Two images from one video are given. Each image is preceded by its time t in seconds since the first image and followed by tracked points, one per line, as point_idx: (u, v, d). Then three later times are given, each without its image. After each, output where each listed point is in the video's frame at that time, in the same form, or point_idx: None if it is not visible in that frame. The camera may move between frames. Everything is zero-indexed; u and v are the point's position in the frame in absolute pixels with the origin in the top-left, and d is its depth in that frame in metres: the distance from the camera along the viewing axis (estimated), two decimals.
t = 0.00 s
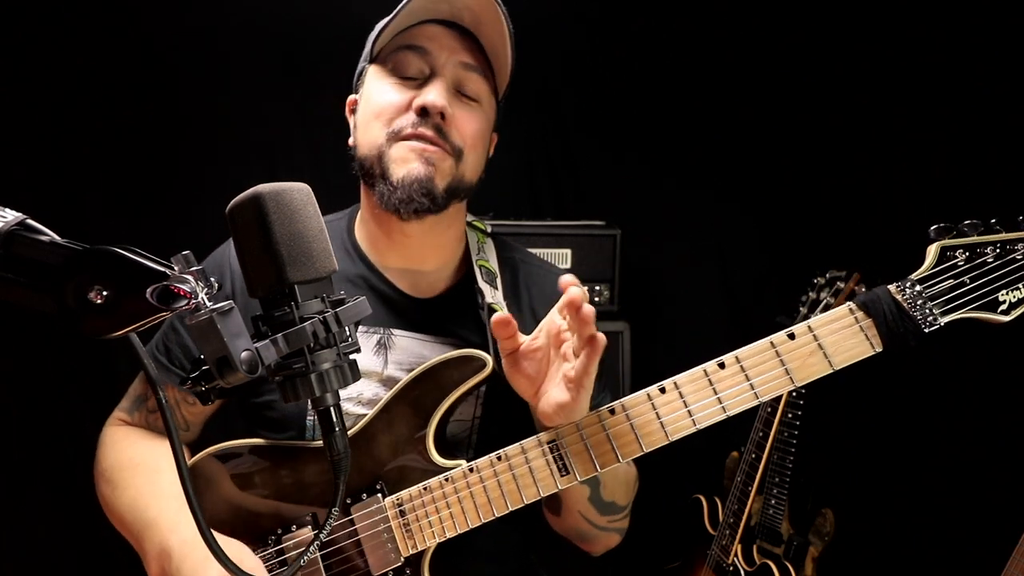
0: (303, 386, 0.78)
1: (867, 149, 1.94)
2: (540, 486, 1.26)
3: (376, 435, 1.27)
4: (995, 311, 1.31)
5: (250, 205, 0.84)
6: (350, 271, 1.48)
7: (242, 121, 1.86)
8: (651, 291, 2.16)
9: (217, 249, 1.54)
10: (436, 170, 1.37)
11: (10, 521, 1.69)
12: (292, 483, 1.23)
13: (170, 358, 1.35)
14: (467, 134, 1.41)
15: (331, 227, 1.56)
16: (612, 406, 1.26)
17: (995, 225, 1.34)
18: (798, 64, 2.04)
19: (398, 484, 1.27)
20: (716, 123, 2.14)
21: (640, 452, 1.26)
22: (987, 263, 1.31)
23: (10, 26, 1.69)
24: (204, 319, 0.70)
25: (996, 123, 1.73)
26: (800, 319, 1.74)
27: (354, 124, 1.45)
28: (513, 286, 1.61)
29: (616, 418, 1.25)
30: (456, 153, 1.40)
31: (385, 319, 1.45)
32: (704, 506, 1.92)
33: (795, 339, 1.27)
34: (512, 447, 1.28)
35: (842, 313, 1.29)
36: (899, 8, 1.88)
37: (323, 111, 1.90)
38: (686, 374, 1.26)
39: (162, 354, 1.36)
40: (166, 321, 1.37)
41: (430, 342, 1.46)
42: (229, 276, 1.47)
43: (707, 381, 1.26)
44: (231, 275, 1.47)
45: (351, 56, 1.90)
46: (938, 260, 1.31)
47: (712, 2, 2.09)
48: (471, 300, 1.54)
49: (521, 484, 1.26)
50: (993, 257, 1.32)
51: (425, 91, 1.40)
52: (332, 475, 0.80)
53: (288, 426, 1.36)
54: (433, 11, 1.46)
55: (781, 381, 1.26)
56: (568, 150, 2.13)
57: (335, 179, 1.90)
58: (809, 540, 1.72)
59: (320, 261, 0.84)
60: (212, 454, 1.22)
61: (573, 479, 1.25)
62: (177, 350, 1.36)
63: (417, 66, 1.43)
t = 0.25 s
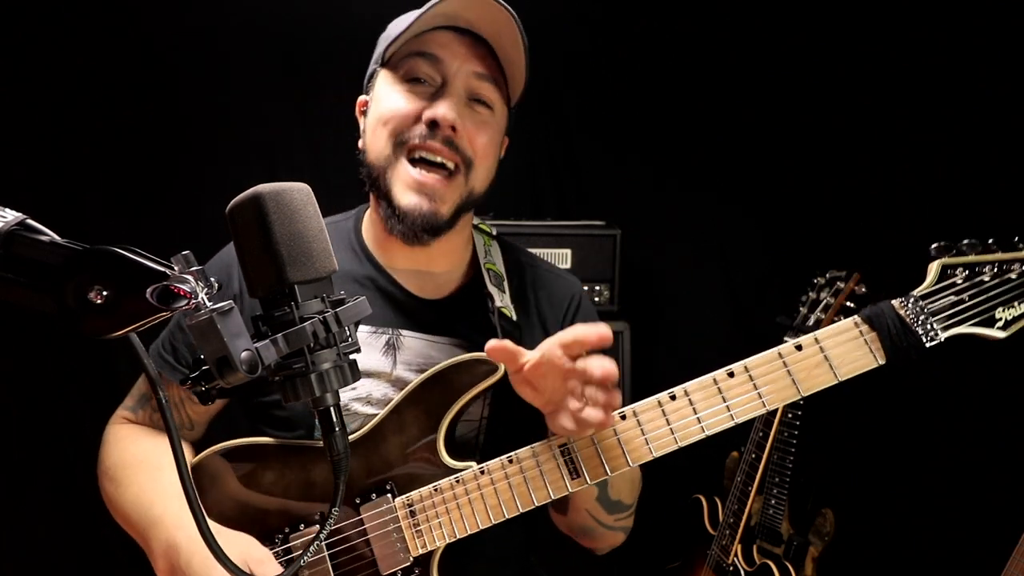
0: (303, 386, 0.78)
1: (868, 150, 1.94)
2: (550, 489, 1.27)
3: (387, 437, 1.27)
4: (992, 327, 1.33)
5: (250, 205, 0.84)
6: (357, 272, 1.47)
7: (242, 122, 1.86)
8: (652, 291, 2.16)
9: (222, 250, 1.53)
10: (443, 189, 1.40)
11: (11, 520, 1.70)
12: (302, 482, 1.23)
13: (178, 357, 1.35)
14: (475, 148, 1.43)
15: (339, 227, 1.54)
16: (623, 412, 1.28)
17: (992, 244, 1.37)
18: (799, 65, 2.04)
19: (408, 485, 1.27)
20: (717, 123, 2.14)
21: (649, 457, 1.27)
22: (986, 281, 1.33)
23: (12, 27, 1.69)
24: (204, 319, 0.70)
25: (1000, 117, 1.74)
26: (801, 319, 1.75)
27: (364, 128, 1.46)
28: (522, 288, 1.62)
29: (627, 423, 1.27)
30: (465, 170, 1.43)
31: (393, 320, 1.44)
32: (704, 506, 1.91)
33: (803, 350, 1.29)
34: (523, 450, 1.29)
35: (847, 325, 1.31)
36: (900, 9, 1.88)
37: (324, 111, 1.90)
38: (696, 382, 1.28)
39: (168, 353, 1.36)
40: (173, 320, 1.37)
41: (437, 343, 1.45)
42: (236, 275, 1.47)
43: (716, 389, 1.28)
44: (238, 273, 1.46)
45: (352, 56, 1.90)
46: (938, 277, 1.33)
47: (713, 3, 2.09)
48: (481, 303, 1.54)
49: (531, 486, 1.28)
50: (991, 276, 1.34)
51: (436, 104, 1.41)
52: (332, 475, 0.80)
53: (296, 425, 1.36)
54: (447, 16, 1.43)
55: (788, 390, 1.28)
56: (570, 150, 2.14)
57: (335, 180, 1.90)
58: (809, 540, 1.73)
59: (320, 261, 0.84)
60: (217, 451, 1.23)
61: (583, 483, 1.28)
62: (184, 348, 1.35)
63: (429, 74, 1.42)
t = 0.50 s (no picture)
0: (303, 386, 0.78)
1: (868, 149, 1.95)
2: (559, 497, 1.28)
3: (395, 441, 1.27)
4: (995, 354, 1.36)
5: (250, 206, 0.84)
6: (363, 277, 1.47)
7: (242, 122, 1.86)
8: (652, 291, 2.16)
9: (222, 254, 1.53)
10: (450, 204, 1.40)
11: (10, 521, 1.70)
12: (306, 482, 1.24)
13: (180, 362, 1.35)
14: (482, 166, 1.43)
15: (344, 230, 1.54)
16: (633, 423, 1.29)
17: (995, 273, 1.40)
18: (798, 65, 2.04)
19: (415, 489, 1.27)
20: (717, 123, 2.14)
21: (657, 469, 1.29)
22: (989, 309, 1.36)
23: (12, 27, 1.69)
24: (204, 319, 0.70)
25: (1000, 118, 1.74)
26: (801, 319, 1.75)
27: (371, 139, 1.46)
28: (529, 293, 1.63)
29: (637, 435, 1.28)
30: (472, 186, 1.42)
31: (398, 326, 1.44)
32: (704, 506, 1.91)
33: (811, 369, 1.32)
34: (532, 458, 1.30)
35: (855, 347, 1.34)
36: (899, 9, 1.88)
37: (324, 112, 1.90)
38: (705, 397, 1.30)
39: (171, 358, 1.36)
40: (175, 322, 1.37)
41: (443, 348, 1.45)
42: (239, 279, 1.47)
43: (725, 405, 1.30)
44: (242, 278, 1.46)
45: (352, 56, 1.91)
46: (943, 303, 1.36)
47: (713, 3, 2.09)
48: (489, 308, 1.53)
49: (539, 494, 1.28)
50: (994, 304, 1.37)
51: (443, 119, 1.40)
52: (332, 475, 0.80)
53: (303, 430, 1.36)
54: (458, 32, 1.42)
55: (795, 408, 1.31)
56: (570, 150, 2.13)
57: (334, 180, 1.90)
58: (809, 540, 1.73)
59: (320, 261, 0.84)
60: (219, 450, 1.23)
61: (591, 492, 1.29)
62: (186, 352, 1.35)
63: (438, 90, 1.42)
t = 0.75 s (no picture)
0: (303, 386, 0.78)
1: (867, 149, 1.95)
2: (562, 502, 1.28)
3: (399, 442, 1.27)
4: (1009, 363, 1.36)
5: (250, 205, 0.84)
6: (367, 278, 1.46)
7: (242, 122, 1.86)
8: (651, 292, 2.16)
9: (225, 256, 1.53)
10: (452, 204, 1.40)
11: (10, 521, 1.69)
12: (310, 482, 1.24)
13: (184, 361, 1.34)
14: (485, 165, 1.43)
15: (350, 230, 1.54)
16: (638, 429, 1.28)
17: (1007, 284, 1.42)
18: (798, 65, 2.04)
19: (418, 491, 1.27)
20: (717, 123, 2.14)
21: (662, 476, 1.28)
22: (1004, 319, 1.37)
23: (11, 26, 1.68)
24: (204, 319, 0.70)
25: (998, 125, 1.72)
26: (800, 319, 1.75)
27: (374, 139, 1.46)
28: (533, 295, 1.63)
29: (642, 441, 1.28)
30: (474, 185, 1.42)
31: (402, 327, 1.44)
32: (704, 506, 1.91)
33: (820, 379, 1.32)
34: (535, 462, 1.30)
35: (865, 357, 1.35)
36: (899, 9, 1.88)
37: (325, 112, 1.90)
38: (713, 404, 1.30)
39: (176, 356, 1.36)
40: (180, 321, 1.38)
41: (447, 350, 1.44)
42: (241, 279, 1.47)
43: (733, 412, 1.30)
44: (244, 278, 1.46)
45: (352, 56, 1.91)
46: (957, 314, 1.38)
47: (713, 3, 2.09)
48: (495, 310, 1.53)
49: (543, 498, 1.28)
50: (1008, 316, 1.37)
51: (445, 119, 1.40)
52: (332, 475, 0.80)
53: (304, 431, 1.35)
54: (459, 31, 1.42)
55: (804, 417, 1.31)
56: (570, 150, 2.13)
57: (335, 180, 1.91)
58: (809, 540, 1.73)
59: (320, 260, 0.84)
60: (223, 447, 1.24)
61: (595, 497, 1.28)
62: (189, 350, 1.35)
63: (440, 90, 1.42)
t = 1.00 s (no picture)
0: (303, 386, 0.78)
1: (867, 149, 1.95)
2: (563, 504, 1.28)
3: (400, 443, 1.27)
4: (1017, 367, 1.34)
5: (250, 205, 0.84)
6: (369, 278, 1.47)
7: (242, 122, 1.86)
8: (651, 292, 2.16)
9: (224, 258, 1.53)
10: (453, 201, 1.39)
11: (10, 521, 1.69)
12: (311, 481, 1.24)
13: (188, 360, 1.35)
14: (486, 162, 1.42)
15: (351, 230, 1.54)
16: (639, 431, 1.28)
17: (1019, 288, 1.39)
18: (799, 65, 2.04)
19: (418, 491, 1.27)
20: (717, 123, 2.14)
21: (663, 478, 1.28)
22: (1011, 323, 1.35)
23: (11, 27, 1.68)
24: (204, 319, 0.70)
25: (1000, 119, 1.73)
26: (801, 319, 1.75)
27: (376, 138, 1.47)
28: (535, 295, 1.62)
29: (643, 444, 1.28)
30: (475, 182, 1.42)
31: (404, 327, 1.44)
32: (704, 506, 1.91)
33: (824, 382, 1.32)
34: (535, 463, 1.30)
35: (869, 361, 1.35)
36: (899, 9, 1.88)
37: (325, 113, 1.90)
38: (715, 407, 1.30)
39: (179, 355, 1.36)
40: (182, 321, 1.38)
41: (449, 350, 1.44)
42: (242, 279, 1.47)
43: (735, 416, 1.30)
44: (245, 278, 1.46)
45: (352, 56, 1.91)
46: (962, 318, 1.38)
47: (713, 3, 2.09)
48: (497, 311, 1.52)
49: (543, 500, 1.28)
50: (1017, 319, 1.35)
51: (446, 117, 1.41)
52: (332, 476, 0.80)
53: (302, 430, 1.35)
54: (459, 28, 1.42)
55: (807, 421, 1.31)
56: (570, 150, 2.13)
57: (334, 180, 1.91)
58: (809, 540, 1.73)
59: (320, 260, 0.84)
60: (227, 445, 1.25)
61: (595, 499, 1.28)
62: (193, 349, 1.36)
63: (441, 88, 1.42)
